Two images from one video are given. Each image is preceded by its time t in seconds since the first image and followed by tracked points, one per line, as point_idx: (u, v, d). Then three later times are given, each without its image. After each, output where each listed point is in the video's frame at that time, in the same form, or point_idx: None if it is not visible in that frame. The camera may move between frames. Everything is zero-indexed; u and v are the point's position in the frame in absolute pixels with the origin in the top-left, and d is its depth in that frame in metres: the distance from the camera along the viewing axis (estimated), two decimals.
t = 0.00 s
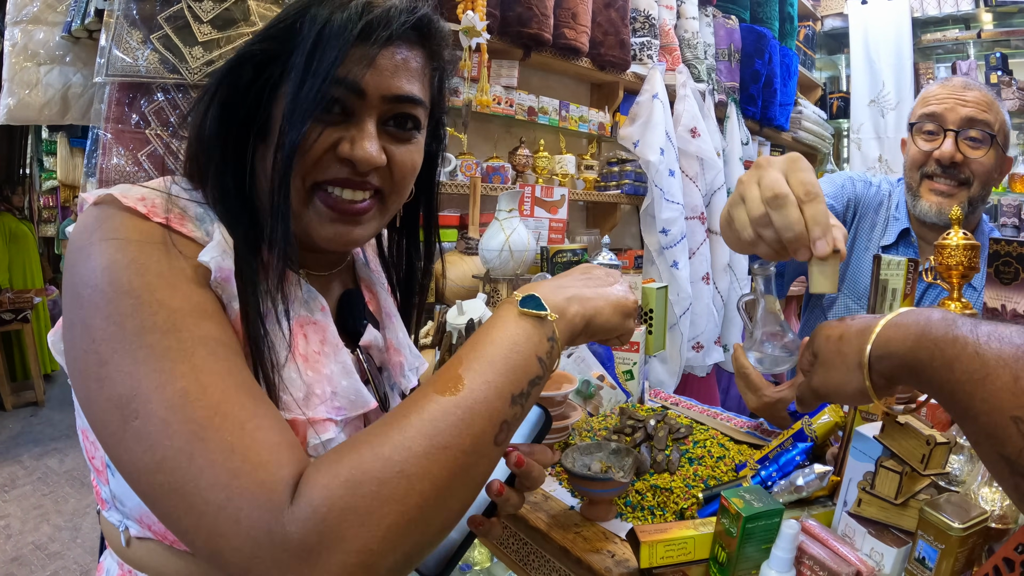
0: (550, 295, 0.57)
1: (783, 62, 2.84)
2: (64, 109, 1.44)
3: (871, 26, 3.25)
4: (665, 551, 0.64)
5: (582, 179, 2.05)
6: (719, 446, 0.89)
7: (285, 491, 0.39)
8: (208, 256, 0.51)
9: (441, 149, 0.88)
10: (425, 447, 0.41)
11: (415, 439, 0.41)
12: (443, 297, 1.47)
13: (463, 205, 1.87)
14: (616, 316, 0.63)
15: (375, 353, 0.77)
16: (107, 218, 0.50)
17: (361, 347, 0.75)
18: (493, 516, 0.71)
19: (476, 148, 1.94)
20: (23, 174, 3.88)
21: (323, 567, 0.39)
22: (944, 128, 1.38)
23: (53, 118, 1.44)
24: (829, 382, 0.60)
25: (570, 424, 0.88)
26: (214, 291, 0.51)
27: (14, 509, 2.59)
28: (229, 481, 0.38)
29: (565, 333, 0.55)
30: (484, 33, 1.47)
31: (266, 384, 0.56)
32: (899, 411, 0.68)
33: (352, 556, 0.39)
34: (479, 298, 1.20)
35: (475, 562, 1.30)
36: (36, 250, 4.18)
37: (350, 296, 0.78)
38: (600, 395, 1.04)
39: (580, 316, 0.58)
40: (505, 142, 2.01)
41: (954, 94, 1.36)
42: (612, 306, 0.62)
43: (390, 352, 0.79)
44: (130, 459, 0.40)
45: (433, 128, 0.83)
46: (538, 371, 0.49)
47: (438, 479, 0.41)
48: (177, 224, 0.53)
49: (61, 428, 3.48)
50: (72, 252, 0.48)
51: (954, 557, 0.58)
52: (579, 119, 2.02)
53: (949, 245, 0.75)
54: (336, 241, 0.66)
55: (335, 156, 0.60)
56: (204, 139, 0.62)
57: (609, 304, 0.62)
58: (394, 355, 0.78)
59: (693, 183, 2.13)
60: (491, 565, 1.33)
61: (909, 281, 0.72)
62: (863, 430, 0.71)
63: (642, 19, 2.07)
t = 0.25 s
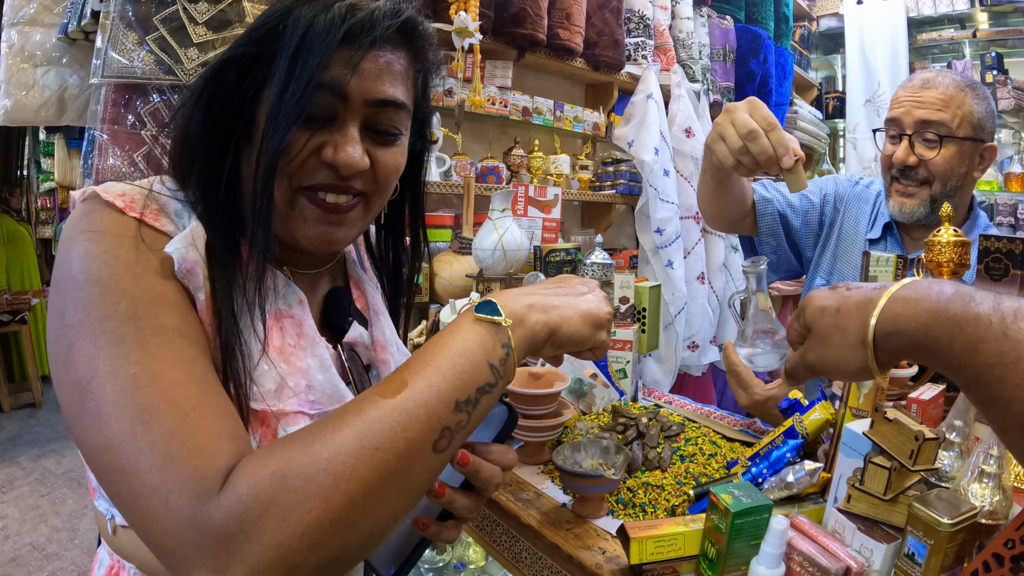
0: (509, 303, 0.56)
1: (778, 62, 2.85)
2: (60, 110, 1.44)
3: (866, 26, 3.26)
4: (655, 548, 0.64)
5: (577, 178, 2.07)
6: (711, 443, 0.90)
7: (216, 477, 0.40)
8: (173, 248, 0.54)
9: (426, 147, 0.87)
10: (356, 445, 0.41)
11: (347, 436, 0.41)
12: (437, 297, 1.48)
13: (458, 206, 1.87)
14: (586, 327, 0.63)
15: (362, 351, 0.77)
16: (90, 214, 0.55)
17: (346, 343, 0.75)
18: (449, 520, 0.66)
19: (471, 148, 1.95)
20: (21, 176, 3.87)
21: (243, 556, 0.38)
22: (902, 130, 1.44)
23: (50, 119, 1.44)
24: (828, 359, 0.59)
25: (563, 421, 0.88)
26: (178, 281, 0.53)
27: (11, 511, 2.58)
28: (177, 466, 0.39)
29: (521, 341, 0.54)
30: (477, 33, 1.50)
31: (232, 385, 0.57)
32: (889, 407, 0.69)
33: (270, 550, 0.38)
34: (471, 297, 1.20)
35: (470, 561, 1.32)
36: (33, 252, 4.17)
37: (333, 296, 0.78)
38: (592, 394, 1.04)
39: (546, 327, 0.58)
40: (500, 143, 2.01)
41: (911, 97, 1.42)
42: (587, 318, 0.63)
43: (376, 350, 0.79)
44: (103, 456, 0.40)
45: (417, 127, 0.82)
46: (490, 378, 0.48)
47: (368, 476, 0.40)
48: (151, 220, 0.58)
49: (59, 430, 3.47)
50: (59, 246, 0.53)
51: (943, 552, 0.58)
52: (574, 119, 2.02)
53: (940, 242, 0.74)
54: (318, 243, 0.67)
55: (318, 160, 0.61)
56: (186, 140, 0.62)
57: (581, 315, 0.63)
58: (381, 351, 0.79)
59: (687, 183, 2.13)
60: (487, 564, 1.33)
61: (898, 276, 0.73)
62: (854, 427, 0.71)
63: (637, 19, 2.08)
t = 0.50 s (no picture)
0: (499, 297, 0.57)
1: (775, 63, 2.86)
2: (60, 111, 1.44)
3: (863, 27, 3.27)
4: (655, 543, 0.64)
5: (575, 179, 2.07)
6: (710, 440, 0.90)
7: (171, 448, 0.40)
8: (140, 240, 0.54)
9: (406, 139, 0.88)
10: (318, 424, 0.41)
11: (311, 416, 0.41)
12: (436, 296, 1.48)
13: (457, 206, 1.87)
14: (590, 322, 0.63)
15: (346, 344, 0.76)
16: (70, 217, 0.56)
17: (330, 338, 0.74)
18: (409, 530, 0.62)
19: (470, 149, 1.95)
20: (19, 177, 3.87)
21: (183, 528, 0.38)
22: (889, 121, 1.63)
23: (49, 120, 1.44)
24: (908, 181, 0.35)
25: (562, 420, 0.88)
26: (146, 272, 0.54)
27: (10, 513, 2.58)
28: (136, 435, 0.40)
29: (511, 330, 0.54)
30: (476, 34, 1.48)
31: (199, 380, 0.56)
32: (887, 402, 0.69)
33: (214, 521, 0.38)
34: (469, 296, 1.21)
35: (470, 560, 1.34)
36: (31, 254, 4.17)
37: (318, 290, 0.78)
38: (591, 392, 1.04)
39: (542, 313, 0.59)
40: (498, 143, 2.02)
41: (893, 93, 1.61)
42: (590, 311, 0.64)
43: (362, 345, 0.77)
44: (95, 448, 0.40)
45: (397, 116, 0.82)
46: (471, 365, 0.49)
47: (324, 457, 0.40)
48: (125, 215, 0.58)
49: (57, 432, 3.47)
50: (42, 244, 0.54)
51: (943, 546, 0.59)
52: (572, 119, 2.02)
53: (937, 239, 0.87)
54: (298, 243, 0.68)
55: (297, 169, 0.60)
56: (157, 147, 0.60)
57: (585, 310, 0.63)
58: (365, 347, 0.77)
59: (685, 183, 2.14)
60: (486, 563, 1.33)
61: (896, 273, 0.72)
62: (853, 423, 0.72)
63: (635, 20, 2.09)
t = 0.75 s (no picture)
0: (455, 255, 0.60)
1: (770, 65, 2.88)
2: (60, 113, 1.44)
3: (858, 29, 3.30)
4: (644, 535, 0.66)
5: (571, 181, 2.07)
6: (700, 437, 0.92)
7: (127, 415, 0.42)
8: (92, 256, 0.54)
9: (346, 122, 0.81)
10: (270, 381, 0.42)
11: (264, 375, 0.43)
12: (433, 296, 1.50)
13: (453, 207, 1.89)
14: (552, 278, 0.65)
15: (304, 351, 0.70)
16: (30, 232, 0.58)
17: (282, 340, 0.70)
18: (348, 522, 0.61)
19: (466, 151, 1.97)
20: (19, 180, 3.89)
21: (132, 485, 0.39)
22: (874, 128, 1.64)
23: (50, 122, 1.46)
24: None
25: (555, 417, 0.90)
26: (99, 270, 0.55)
27: (9, 514, 2.59)
28: (103, 418, 0.42)
29: (465, 287, 0.57)
30: (471, 39, 1.50)
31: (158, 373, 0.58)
32: (871, 398, 0.71)
33: (161, 475, 0.39)
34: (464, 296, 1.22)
35: (466, 557, 1.35)
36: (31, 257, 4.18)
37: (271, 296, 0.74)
38: (584, 391, 1.06)
39: (505, 271, 0.61)
40: (494, 146, 2.04)
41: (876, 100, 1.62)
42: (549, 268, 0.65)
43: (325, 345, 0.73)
44: (95, 443, 0.41)
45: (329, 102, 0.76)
46: (423, 321, 0.51)
47: (271, 410, 0.41)
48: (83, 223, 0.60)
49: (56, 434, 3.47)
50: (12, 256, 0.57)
51: (924, 538, 0.61)
52: (567, 122, 2.04)
53: (924, 239, 0.89)
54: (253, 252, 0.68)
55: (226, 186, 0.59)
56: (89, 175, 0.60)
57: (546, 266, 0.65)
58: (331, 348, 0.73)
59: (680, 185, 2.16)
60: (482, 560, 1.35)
61: (879, 272, 0.74)
62: (837, 419, 0.74)
63: (629, 23, 2.11)
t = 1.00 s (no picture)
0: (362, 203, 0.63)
1: (762, 70, 2.92)
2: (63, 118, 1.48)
3: (851, 34, 3.34)
4: (623, 524, 0.70)
5: (564, 185, 2.12)
6: (682, 433, 0.96)
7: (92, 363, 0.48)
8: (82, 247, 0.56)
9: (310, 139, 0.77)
10: (211, 320, 0.48)
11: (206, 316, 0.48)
12: (428, 298, 1.54)
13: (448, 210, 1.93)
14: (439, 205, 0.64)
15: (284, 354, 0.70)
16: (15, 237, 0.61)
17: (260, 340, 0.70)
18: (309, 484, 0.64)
19: (461, 156, 2.01)
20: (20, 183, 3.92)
21: (97, 412, 0.45)
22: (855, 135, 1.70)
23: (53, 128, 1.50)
24: None
25: (543, 413, 0.94)
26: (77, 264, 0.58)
27: (11, 512, 2.62)
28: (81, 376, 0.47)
29: (369, 224, 0.60)
30: (464, 49, 1.54)
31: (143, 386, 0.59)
32: (840, 395, 0.75)
33: (118, 398, 0.45)
34: (458, 298, 1.26)
35: (459, 551, 1.39)
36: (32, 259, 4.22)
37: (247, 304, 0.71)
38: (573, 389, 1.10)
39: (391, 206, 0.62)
40: (488, 150, 2.08)
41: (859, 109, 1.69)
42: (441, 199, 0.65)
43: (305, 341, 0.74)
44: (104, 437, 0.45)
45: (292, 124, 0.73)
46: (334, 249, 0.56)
47: (206, 339, 0.47)
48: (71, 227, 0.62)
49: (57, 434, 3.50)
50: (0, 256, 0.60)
51: (886, 526, 0.64)
52: (560, 127, 2.08)
53: (897, 241, 0.93)
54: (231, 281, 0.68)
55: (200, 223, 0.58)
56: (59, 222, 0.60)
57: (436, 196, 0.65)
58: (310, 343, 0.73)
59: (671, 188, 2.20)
60: (475, 554, 1.38)
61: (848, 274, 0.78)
62: (808, 414, 0.78)
63: (622, 30, 2.15)
